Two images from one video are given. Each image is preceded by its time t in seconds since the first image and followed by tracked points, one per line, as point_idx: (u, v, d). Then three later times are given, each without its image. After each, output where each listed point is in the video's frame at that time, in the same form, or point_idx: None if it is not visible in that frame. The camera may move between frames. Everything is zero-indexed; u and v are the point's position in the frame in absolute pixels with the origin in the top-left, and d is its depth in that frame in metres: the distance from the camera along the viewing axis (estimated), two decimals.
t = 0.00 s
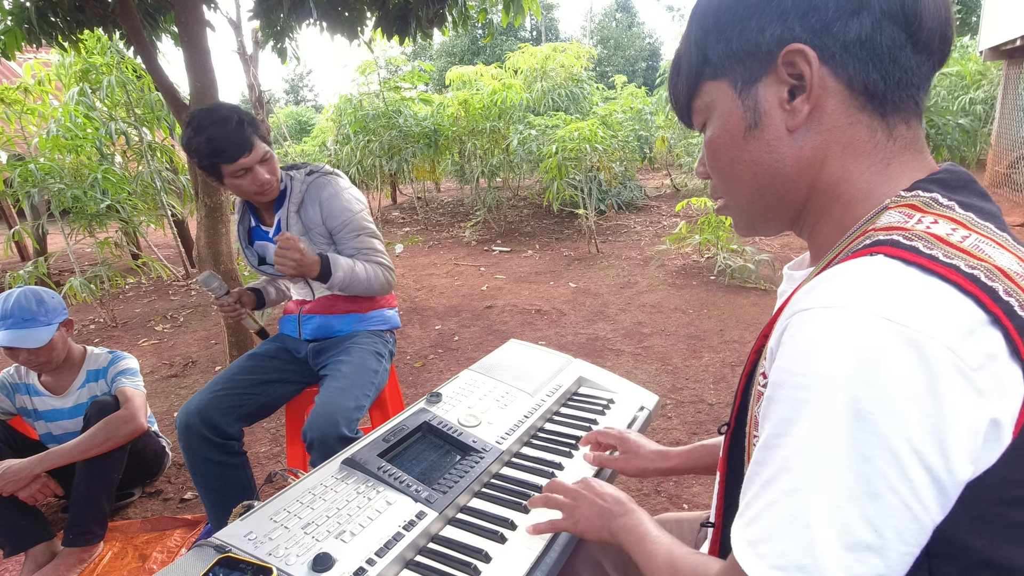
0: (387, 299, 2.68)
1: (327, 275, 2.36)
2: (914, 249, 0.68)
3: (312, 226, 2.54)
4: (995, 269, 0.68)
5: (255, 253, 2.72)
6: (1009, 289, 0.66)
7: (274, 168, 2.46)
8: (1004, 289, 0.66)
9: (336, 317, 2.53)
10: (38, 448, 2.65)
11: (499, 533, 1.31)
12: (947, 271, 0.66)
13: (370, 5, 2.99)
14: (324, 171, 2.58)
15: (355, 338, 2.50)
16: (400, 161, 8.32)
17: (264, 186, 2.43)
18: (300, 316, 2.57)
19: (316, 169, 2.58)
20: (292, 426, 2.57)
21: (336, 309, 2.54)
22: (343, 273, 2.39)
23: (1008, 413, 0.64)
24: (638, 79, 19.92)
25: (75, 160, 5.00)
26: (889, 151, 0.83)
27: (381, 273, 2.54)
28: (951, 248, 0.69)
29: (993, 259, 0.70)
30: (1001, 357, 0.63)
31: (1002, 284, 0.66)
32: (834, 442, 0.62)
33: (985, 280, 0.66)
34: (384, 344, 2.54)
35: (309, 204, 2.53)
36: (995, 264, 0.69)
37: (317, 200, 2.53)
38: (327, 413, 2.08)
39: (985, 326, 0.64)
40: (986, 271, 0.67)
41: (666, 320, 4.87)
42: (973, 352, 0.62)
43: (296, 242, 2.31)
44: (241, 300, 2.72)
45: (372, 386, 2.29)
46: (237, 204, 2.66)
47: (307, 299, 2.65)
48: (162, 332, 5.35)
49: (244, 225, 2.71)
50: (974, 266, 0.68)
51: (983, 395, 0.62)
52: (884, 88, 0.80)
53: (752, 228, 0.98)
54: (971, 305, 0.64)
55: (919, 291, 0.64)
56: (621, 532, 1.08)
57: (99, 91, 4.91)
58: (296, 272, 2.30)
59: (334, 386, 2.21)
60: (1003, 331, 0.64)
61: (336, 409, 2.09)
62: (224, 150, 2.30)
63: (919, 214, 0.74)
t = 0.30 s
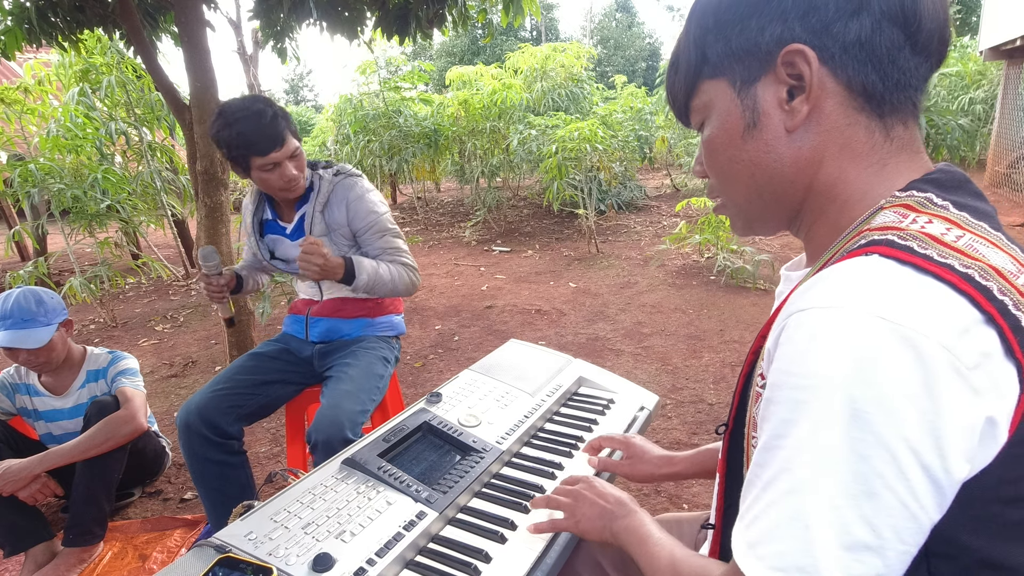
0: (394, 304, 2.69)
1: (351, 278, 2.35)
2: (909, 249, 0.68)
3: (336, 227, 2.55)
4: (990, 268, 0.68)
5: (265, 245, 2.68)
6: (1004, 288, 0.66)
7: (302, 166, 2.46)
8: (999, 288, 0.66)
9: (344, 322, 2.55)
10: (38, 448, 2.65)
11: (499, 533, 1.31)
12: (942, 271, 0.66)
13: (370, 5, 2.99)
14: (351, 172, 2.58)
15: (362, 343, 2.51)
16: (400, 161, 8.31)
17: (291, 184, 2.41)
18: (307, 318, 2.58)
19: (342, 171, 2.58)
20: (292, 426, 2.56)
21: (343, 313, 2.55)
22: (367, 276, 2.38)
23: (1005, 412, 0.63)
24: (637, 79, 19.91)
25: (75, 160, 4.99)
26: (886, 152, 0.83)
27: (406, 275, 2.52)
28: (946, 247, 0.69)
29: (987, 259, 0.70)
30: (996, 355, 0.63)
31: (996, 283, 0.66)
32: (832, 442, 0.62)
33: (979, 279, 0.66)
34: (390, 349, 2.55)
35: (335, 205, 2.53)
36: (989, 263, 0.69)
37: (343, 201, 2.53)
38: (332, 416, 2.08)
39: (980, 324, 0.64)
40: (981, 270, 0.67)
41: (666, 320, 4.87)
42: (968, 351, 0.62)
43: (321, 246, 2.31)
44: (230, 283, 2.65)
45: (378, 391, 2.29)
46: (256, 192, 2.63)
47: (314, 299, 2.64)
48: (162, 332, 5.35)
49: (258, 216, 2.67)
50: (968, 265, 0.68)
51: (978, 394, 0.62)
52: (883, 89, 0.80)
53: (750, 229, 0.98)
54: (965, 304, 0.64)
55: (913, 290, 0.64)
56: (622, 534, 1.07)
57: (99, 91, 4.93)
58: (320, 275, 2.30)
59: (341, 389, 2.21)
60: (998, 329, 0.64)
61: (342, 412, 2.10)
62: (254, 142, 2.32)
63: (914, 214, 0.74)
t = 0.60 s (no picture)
0: (400, 308, 2.69)
1: (372, 275, 2.34)
2: (908, 248, 0.68)
3: (361, 223, 2.55)
4: (989, 266, 0.68)
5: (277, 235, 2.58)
6: (1003, 287, 0.66)
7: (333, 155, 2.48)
8: (998, 286, 0.66)
9: (351, 326, 2.55)
10: (38, 448, 2.65)
11: (500, 534, 1.31)
12: (942, 270, 0.66)
13: (370, 5, 2.99)
14: (381, 173, 2.62)
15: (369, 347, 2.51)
16: (400, 161, 8.32)
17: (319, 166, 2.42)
18: (312, 321, 2.56)
19: (371, 170, 2.59)
20: (292, 426, 2.56)
21: (350, 318, 2.55)
22: (388, 275, 2.38)
23: (1006, 410, 0.63)
24: (637, 79, 19.91)
25: (75, 160, 4.99)
26: (887, 152, 0.83)
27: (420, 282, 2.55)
28: (945, 246, 0.69)
29: (986, 257, 0.70)
30: (997, 353, 0.63)
31: (996, 282, 0.66)
32: (835, 441, 0.62)
33: (979, 278, 0.66)
34: (393, 352, 2.55)
35: (361, 202, 2.54)
36: (989, 261, 0.69)
37: (370, 199, 2.54)
38: (337, 418, 2.08)
39: (980, 323, 0.64)
40: (980, 269, 0.67)
41: (666, 320, 4.87)
42: (969, 349, 0.62)
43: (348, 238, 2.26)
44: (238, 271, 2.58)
45: (381, 394, 2.29)
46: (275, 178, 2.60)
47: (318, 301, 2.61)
48: (162, 332, 5.35)
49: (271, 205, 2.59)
50: (968, 264, 0.68)
51: (979, 391, 0.62)
52: (886, 90, 0.80)
53: (750, 229, 0.98)
54: (965, 302, 0.64)
55: (913, 288, 0.64)
56: (624, 546, 1.07)
57: (99, 91, 4.93)
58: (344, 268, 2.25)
59: (345, 392, 2.21)
60: (997, 327, 0.64)
61: (346, 415, 2.09)
62: (289, 117, 2.35)
63: (913, 213, 0.74)
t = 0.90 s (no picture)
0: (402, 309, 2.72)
1: (382, 308, 2.41)
2: (908, 250, 0.68)
3: (376, 243, 2.57)
4: (989, 268, 0.68)
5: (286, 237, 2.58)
6: (1003, 289, 0.66)
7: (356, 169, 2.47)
8: (998, 288, 0.66)
9: (355, 326, 2.56)
10: (38, 448, 2.65)
11: (500, 534, 1.31)
12: (942, 272, 0.66)
13: (370, 5, 2.99)
14: (401, 194, 2.61)
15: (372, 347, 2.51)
16: (400, 161, 8.33)
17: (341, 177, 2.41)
18: (316, 322, 2.56)
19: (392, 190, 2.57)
20: (293, 425, 2.56)
21: (354, 319, 2.56)
22: (397, 307, 2.44)
23: (1007, 412, 0.63)
24: (637, 79, 19.90)
25: (75, 160, 4.99)
26: (888, 153, 0.83)
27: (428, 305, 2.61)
28: (945, 248, 0.69)
29: (986, 259, 0.70)
30: (997, 356, 0.63)
31: (996, 284, 0.67)
32: (836, 443, 0.62)
33: (978, 280, 0.66)
34: (395, 352, 2.56)
35: (380, 223, 2.54)
36: (988, 263, 0.69)
37: (388, 221, 2.54)
38: (342, 418, 2.08)
39: (980, 325, 0.64)
40: (980, 271, 0.67)
41: (666, 320, 4.87)
42: (970, 351, 0.62)
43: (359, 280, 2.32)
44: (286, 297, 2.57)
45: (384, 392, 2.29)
46: (289, 179, 2.58)
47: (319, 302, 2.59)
48: (162, 332, 5.35)
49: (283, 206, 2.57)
50: (968, 266, 0.68)
51: (981, 394, 0.62)
52: (888, 91, 0.80)
53: (749, 230, 0.98)
54: (965, 305, 0.64)
55: (913, 290, 0.64)
56: (624, 553, 1.07)
57: (100, 91, 4.94)
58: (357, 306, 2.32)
59: (347, 391, 2.21)
60: (998, 330, 0.64)
61: (351, 415, 2.09)
62: (318, 125, 2.34)
63: (913, 215, 0.74)
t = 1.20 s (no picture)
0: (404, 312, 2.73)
1: (394, 315, 2.42)
2: (907, 252, 0.68)
3: (387, 249, 2.57)
4: (988, 270, 0.68)
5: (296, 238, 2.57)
6: (1002, 290, 0.66)
7: (371, 172, 2.48)
8: (997, 290, 0.66)
9: (357, 327, 2.57)
10: (38, 448, 2.65)
11: (500, 534, 1.31)
12: (941, 273, 0.66)
13: (370, 5, 2.99)
14: (414, 203, 2.62)
15: (374, 347, 2.52)
16: (400, 161, 8.33)
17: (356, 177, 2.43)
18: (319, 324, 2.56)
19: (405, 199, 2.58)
20: (292, 426, 2.56)
21: (357, 320, 2.57)
22: (408, 314, 2.45)
23: (1008, 415, 0.63)
24: (637, 79, 19.89)
25: (75, 160, 4.98)
26: (887, 154, 0.83)
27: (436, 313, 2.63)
28: (944, 250, 0.69)
29: (985, 260, 0.70)
30: (997, 357, 0.63)
31: (995, 286, 0.67)
32: (836, 445, 0.62)
33: (978, 281, 0.66)
34: (396, 353, 2.56)
35: (392, 231, 2.55)
36: (987, 264, 0.69)
37: (401, 230, 2.56)
38: (343, 419, 2.08)
39: (980, 327, 0.64)
40: (980, 272, 0.67)
41: (666, 320, 4.87)
42: (970, 353, 0.62)
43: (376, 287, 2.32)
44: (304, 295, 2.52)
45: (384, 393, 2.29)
46: (303, 183, 2.58)
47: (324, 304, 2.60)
48: (162, 332, 5.35)
49: (296, 208, 2.56)
50: (968, 268, 0.68)
51: (981, 396, 0.61)
52: (889, 92, 0.80)
53: (749, 231, 0.98)
54: (965, 306, 0.64)
55: (913, 291, 0.64)
56: (625, 552, 1.07)
57: (100, 91, 4.94)
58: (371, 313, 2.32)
59: (348, 392, 2.21)
60: (997, 331, 0.64)
61: (351, 415, 2.10)
62: (337, 123, 2.37)
63: (912, 216, 0.74)
